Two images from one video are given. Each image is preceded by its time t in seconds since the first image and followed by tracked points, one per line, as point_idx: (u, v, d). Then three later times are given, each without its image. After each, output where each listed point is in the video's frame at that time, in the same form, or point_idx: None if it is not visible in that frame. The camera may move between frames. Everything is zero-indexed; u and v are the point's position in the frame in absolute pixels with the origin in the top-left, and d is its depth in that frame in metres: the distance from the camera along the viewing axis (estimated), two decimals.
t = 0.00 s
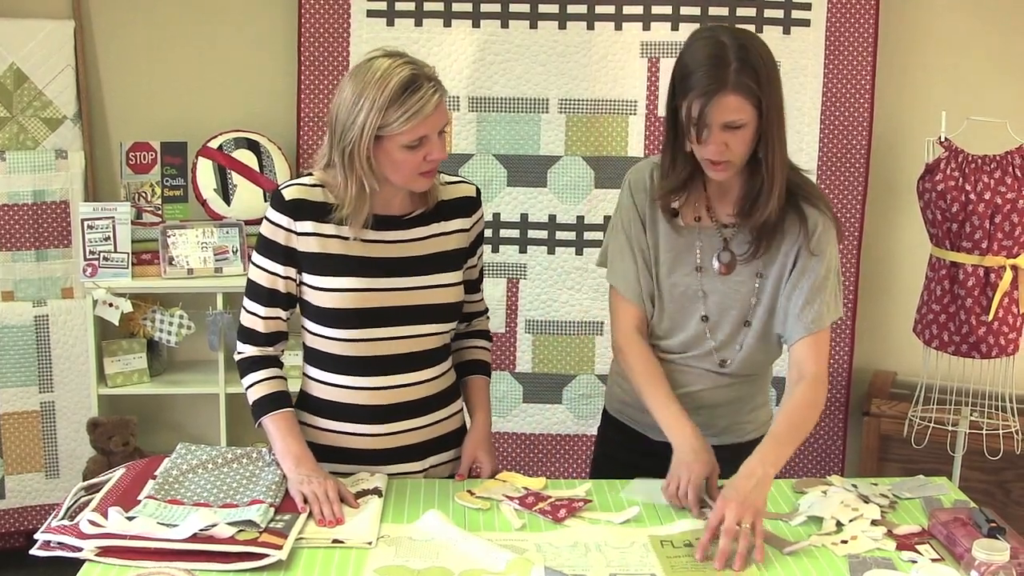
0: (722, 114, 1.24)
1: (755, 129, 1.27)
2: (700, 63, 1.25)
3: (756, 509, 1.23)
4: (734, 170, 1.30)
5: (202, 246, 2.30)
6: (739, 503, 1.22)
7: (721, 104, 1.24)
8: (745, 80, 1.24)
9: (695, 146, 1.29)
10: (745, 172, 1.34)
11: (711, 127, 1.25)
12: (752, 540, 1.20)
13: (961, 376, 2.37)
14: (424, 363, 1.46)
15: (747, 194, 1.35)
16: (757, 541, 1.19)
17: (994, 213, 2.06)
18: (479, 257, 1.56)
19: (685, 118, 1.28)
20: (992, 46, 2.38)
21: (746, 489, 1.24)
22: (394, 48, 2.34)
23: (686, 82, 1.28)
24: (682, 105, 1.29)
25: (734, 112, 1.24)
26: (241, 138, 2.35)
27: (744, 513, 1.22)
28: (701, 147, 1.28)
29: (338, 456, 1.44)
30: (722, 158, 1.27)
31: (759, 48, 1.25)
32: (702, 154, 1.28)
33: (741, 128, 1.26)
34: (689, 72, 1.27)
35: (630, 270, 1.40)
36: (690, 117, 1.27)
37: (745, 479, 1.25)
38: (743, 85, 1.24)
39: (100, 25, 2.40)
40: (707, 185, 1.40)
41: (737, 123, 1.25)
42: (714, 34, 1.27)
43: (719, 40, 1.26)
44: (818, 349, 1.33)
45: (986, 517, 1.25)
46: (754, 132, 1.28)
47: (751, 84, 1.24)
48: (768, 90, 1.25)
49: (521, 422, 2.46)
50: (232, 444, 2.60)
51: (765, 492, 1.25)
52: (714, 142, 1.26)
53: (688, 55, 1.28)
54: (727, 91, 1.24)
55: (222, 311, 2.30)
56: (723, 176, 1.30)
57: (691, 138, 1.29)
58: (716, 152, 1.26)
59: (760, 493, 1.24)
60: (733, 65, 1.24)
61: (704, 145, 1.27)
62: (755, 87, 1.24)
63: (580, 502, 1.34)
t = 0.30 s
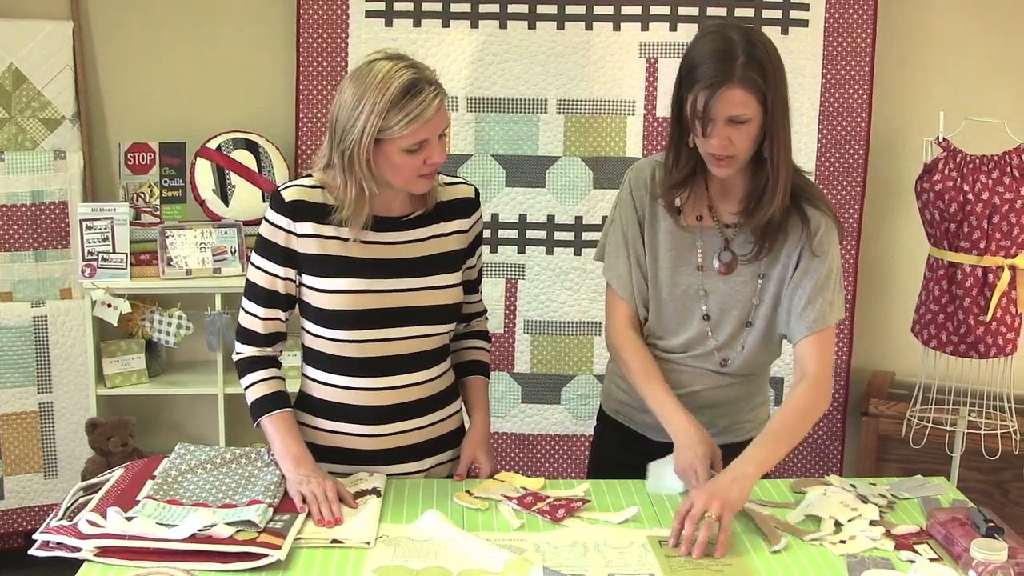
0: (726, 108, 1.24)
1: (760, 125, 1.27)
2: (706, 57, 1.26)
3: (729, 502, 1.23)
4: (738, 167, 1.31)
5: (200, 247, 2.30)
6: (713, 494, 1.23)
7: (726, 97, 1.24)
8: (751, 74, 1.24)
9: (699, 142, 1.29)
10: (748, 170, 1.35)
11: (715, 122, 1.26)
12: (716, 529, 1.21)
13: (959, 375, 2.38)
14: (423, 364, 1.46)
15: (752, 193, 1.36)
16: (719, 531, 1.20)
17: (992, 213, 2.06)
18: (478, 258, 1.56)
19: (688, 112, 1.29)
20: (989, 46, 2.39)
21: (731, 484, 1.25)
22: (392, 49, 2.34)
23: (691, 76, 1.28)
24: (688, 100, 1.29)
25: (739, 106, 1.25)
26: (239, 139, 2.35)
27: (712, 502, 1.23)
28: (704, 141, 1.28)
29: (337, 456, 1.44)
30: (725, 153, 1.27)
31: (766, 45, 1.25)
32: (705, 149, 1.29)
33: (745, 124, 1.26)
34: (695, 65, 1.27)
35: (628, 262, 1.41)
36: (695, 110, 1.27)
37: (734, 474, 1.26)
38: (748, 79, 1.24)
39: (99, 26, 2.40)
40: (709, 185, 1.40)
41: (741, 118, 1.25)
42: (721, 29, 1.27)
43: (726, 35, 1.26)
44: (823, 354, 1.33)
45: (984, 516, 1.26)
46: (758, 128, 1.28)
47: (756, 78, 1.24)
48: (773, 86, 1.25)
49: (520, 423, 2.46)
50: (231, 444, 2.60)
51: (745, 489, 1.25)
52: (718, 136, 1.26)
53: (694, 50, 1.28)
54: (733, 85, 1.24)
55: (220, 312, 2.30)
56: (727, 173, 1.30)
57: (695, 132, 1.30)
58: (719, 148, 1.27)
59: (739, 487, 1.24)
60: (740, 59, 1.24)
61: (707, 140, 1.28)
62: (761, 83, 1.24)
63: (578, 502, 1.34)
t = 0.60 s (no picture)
0: (725, 106, 1.25)
1: (759, 124, 1.27)
2: (705, 54, 1.26)
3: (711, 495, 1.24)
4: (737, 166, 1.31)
5: (200, 247, 2.30)
6: (696, 487, 1.25)
7: (724, 95, 1.24)
8: (749, 72, 1.24)
9: (699, 141, 1.30)
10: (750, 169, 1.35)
11: (714, 120, 1.26)
12: (697, 526, 1.22)
13: (958, 375, 2.38)
14: (422, 363, 1.46)
15: (755, 191, 1.36)
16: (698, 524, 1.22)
17: (991, 213, 2.06)
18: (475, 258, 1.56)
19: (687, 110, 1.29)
20: (988, 46, 2.39)
21: (714, 476, 1.26)
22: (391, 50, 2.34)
23: (690, 75, 1.28)
24: (687, 99, 1.29)
25: (737, 105, 1.25)
26: (239, 140, 2.35)
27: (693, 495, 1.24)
28: (704, 140, 1.28)
29: (337, 456, 1.44)
30: (723, 152, 1.27)
31: (765, 44, 1.26)
32: (704, 148, 1.29)
33: (743, 122, 1.26)
34: (694, 63, 1.28)
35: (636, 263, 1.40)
36: (694, 108, 1.27)
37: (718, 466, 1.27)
38: (746, 77, 1.24)
39: (98, 27, 2.40)
40: (710, 185, 1.40)
41: (739, 116, 1.25)
42: (720, 28, 1.27)
43: (725, 33, 1.26)
44: (812, 348, 1.34)
45: (983, 516, 1.26)
46: (757, 127, 1.28)
47: (755, 77, 1.24)
48: (772, 85, 1.26)
49: (520, 423, 2.46)
50: (231, 444, 2.60)
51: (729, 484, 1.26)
52: (717, 135, 1.26)
53: (693, 48, 1.28)
54: (731, 83, 1.24)
55: (220, 312, 2.30)
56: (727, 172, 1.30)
57: (695, 131, 1.30)
58: (718, 147, 1.27)
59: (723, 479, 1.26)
60: (738, 57, 1.24)
61: (707, 139, 1.28)
62: (759, 82, 1.25)
63: (578, 503, 1.34)
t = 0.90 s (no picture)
0: (711, 99, 1.26)
1: (746, 119, 1.28)
2: (694, 48, 1.28)
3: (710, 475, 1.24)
4: (728, 162, 1.32)
5: (198, 247, 2.30)
6: (704, 472, 1.24)
7: (708, 88, 1.26)
8: (735, 65, 1.25)
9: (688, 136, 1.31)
10: (740, 165, 1.35)
11: (699, 112, 1.27)
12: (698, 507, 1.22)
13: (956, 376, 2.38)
14: (419, 360, 1.47)
15: (746, 185, 1.36)
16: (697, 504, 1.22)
17: (988, 214, 2.06)
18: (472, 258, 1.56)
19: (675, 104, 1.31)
20: (986, 46, 2.39)
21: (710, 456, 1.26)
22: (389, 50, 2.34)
23: (680, 70, 1.30)
24: (677, 94, 1.30)
25: (723, 98, 1.26)
26: (237, 140, 2.35)
27: (693, 472, 1.23)
28: (692, 134, 1.29)
29: (335, 455, 1.44)
30: (710, 145, 1.29)
31: (754, 39, 1.27)
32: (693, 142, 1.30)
33: (731, 116, 1.27)
34: (683, 58, 1.30)
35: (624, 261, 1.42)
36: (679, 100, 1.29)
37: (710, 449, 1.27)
38: (732, 70, 1.25)
39: (96, 27, 2.40)
40: (705, 184, 1.41)
41: (725, 109, 1.26)
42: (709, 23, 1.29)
43: (714, 29, 1.28)
44: (801, 349, 1.34)
45: (981, 516, 1.26)
46: (745, 121, 1.28)
47: (741, 71, 1.26)
48: (761, 78, 1.26)
49: (518, 423, 2.46)
50: (229, 444, 2.60)
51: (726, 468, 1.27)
52: (704, 128, 1.28)
53: (682, 44, 1.30)
54: (714, 76, 1.25)
55: (218, 312, 2.30)
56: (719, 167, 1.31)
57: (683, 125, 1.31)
58: (706, 141, 1.28)
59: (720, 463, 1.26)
60: (725, 51, 1.26)
61: (694, 132, 1.30)
62: (746, 76, 1.26)
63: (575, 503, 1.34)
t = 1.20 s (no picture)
0: (712, 98, 1.25)
1: (743, 117, 1.28)
2: (688, 48, 1.26)
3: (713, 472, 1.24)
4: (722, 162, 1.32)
5: (192, 249, 2.30)
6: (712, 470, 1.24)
7: (713, 86, 1.25)
8: (736, 62, 1.25)
9: (683, 136, 1.29)
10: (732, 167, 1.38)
11: (702, 114, 1.26)
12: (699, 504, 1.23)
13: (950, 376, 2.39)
14: (414, 360, 1.47)
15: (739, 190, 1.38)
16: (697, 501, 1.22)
17: (982, 214, 2.07)
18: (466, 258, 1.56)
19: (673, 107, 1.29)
20: (979, 47, 2.40)
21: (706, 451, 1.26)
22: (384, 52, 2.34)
23: (674, 67, 1.28)
24: (672, 93, 1.29)
25: (725, 97, 1.26)
26: (231, 141, 2.35)
27: (700, 469, 1.23)
28: (687, 135, 1.29)
29: (330, 455, 1.44)
30: (712, 145, 1.28)
31: (749, 38, 1.28)
32: (689, 143, 1.29)
33: (730, 115, 1.27)
34: (676, 57, 1.28)
35: (609, 262, 1.37)
36: (681, 103, 1.27)
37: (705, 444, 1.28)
38: (733, 68, 1.25)
39: (90, 29, 2.40)
40: (688, 186, 1.40)
41: (727, 108, 1.26)
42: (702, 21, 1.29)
43: (708, 26, 1.27)
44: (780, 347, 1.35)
45: (974, 516, 1.26)
46: (741, 120, 1.29)
47: (741, 67, 1.26)
48: (757, 76, 1.28)
49: (513, 424, 2.46)
50: (225, 446, 2.60)
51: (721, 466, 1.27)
52: (705, 128, 1.27)
53: (674, 42, 1.29)
54: (718, 75, 1.24)
55: (212, 314, 2.30)
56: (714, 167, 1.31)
57: (679, 127, 1.30)
58: (705, 141, 1.27)
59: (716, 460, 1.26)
60: (724, 49, 1.25)
61: (692, 133, 1.28)
62: (746, 72, 1.26)
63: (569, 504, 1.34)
